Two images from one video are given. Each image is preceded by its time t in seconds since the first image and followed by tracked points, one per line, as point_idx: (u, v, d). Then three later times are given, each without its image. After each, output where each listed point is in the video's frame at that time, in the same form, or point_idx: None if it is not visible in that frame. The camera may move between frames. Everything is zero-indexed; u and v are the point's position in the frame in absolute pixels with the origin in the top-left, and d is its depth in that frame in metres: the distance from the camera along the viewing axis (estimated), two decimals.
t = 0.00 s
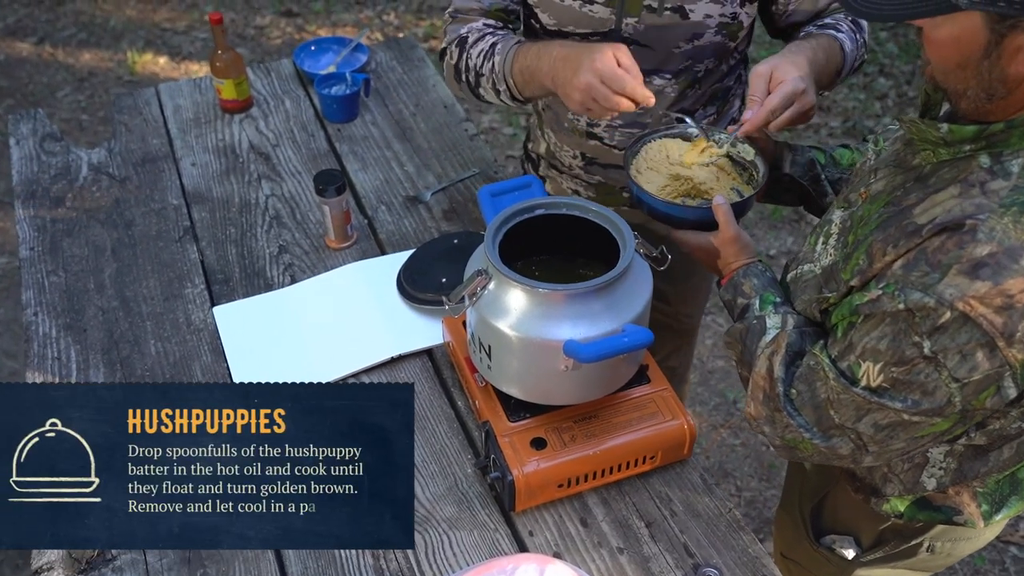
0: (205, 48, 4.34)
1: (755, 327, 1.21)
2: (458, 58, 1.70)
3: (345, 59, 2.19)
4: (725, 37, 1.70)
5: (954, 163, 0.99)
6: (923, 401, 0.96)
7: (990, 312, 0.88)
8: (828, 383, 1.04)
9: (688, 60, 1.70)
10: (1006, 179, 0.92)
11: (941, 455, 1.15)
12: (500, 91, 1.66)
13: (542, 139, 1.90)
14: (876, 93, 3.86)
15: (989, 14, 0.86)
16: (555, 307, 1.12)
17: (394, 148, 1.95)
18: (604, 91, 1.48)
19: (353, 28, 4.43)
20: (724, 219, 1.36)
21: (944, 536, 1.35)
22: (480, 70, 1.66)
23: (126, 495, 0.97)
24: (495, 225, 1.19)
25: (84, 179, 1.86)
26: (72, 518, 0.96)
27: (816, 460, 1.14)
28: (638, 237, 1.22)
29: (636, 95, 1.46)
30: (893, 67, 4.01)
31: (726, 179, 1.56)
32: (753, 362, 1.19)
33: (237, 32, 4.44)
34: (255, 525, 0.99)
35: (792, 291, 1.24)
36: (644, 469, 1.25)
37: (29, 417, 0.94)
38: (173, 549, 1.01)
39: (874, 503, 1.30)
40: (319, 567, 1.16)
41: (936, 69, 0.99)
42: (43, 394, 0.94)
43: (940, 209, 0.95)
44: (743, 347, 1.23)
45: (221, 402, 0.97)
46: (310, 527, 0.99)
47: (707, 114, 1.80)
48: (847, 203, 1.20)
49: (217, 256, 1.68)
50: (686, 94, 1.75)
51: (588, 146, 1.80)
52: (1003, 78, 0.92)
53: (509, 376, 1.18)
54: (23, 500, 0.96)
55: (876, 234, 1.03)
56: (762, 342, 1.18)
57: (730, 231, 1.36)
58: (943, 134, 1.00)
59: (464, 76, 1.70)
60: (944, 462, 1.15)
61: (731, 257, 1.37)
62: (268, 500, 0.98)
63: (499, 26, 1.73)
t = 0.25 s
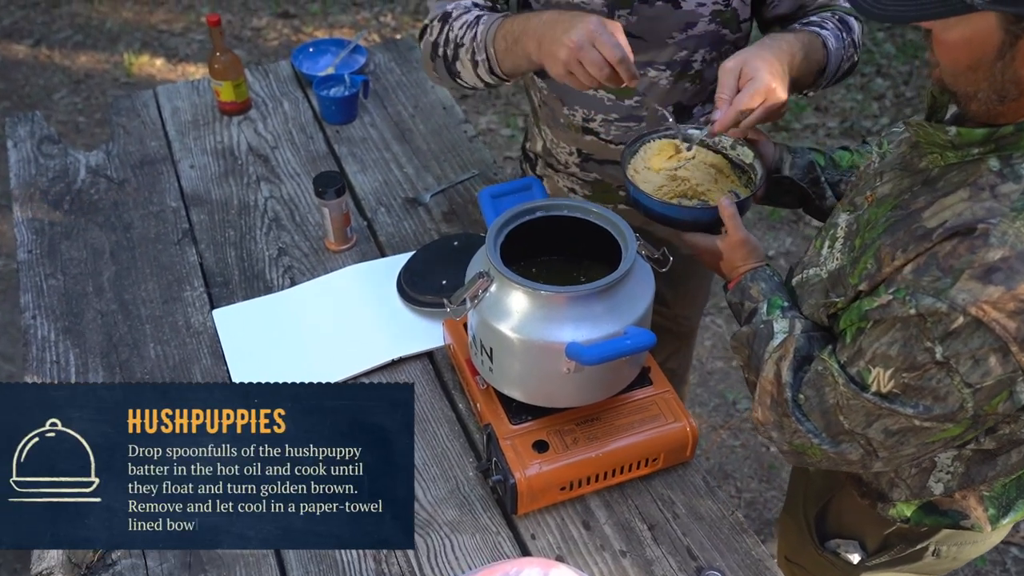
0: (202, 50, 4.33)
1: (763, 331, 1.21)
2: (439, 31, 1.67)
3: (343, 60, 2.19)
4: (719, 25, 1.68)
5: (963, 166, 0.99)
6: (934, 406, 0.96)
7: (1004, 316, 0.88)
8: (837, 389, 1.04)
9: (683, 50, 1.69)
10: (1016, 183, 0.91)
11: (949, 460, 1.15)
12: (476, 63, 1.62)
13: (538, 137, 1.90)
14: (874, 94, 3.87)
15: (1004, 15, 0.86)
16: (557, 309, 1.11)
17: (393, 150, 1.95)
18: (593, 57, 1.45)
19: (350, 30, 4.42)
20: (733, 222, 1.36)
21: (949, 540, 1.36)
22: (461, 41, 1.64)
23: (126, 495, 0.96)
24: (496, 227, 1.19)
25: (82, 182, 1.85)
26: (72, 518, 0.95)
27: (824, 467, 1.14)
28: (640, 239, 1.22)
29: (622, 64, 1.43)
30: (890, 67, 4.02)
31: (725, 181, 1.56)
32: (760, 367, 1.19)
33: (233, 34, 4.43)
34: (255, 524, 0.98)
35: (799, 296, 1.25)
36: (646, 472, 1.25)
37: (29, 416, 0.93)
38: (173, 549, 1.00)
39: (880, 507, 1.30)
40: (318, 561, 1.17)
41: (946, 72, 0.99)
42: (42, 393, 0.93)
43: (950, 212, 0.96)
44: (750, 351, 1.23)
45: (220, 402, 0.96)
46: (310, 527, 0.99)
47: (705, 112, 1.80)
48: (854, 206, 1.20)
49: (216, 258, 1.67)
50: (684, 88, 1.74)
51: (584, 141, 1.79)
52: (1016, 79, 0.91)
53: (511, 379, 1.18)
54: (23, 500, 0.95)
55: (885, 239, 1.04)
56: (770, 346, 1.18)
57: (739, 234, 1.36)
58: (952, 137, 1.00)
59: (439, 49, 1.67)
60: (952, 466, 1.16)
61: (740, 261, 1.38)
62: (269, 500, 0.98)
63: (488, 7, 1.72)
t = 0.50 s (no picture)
0: (199, 52, 4.32)
1: (769, 346, 1.20)
2: (414, 15, 1.69)
3: (342, 62, 2.19)
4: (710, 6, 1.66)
5: (972, 171, 1.00)
6: (954, 417, 0.95)
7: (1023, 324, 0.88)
8: (853, 402, 1.03)
9: (675, 35, 1.67)
10: None
11: (961, 467, 1.14)
12: (444, 53, 1.61)
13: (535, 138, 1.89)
14: (872, 94, 3.87)
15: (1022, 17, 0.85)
16: (560, 312, 1.11)
17: (393, 152, 1.94)
18: (554, 60, 1.41)
19: (347, 31, 4.42)
20: (735, 234, 1.36)
21: (957, 545, 1.35)
22: (432, 28, 1.64)
23: (126, 495, 0.95)
24: (498, 230, 1.19)
25: (81, 185, 1.85)
26: (72, 518, 0.95)
27: (841, 480, 1.12)
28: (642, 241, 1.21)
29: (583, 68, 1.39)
30: (888, 67, 4.02)
31: (728, 193, 1.58)
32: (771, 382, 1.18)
33: (230, 35, 4.43)
34: (255, 524, 0.98)
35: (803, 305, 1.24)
36: (649, 475, 1.24)
37: (28, 416, 0.93)
38: (173, 549, 1.00)
39: (891, 515, 1.29)
40: (317, 561, 1.16)
41: (953, 78, 0.99)
42: (42, 393, 0.92)
43: (962, 219, 0.95)
44: (758, 367, 1.22)
45: (220, 401, 0.95)
46: (310, 527, 0.98)
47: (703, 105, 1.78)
48: (860, 213, 1.19)
49: (215, 261, 1.66)
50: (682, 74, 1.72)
51: (583, 137, 1.78)
52: None
53: (514, 382, 1.17)
54: (23, 500, 0.94)
55: (895, 246, 1.03)
56: (778, 361, 1.18)
57: (742, 246, 1.36)
58: (960, 143, 1.00)
59: (411, 36, 1.68)
60: (964, 472, 1.14)
61: (743, 275, 1.35)
62: (269, 500, 0.97)
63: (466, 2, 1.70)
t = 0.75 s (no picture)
0: (196, 53, 4.31)
1: (777, 351, 1.20)
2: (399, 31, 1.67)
3: (341, 64, 2.18)
4: None
5: (980, 174, 0.99)
6: (968, 423, 0.95)
7: None
8: (864, 408, 1.03)
9: (664, 29, 1.66)
10: None
11: (971, 471, 1.14)
12: (423, 74, 1.61)
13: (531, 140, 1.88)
14: (870, 94, 3.87)
15: None
16: (562, 313, 1.10)
17: (392, 152, 1.94)
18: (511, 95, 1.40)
19: (345, 32, 4.41)
20: (740, 236, 1.36)
21: (964, 548, 1.35)
22: (412, 47, 1.62)
23: (126, 496, 0.95)
24: (500, 230, 1.18)
25: (79, 187, 1.84)
26: (72, 518, 0.95)
27: (851, 485, 1.12)
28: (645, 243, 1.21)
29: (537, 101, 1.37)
30: (886, 67, 4.01)
31: (730, 196, 1.56)
32: (779, 388, 1.18)
33: (228, 37, 4.42)
34: (255, 524, 0.97)
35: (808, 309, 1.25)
36: (652, 476, 1.24)
37: (28, 416, 0.92)
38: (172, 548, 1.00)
39: (899, 520, 1.28)
40: (318, 562, 1.16)
41: (963, 84, 0.97)
42: (42, 394, 0.91)
43: (973, 222, 0.95)
44: (766, 371, 1.22)
45: (220, 401, 0.94)
46: (310, 526, 0.98)
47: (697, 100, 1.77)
48: (866, 217, 1.20)
49: (214, 262, 1.66)
50: (673, 68, 1.71)
51: (578, 135, 1.77)
52: None
53: (515, 384, 1.17)
54: (23, 500, 0.94)
55: (904, 250, 1.03)
56: (787, 366, 1.17)
57: (746, 248, 1.36)
58: (968, 145, 1.00)
59: (398, 52, 1.66)
60: (973, 477, 1.14)
61: (749, 278, 1.36)
62: (269, 500, 0.97)
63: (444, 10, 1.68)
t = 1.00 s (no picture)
0: (192, 54, 4.30)
1: (782, 353, 1.19)
2: (391, 46, 1.66)
3: (339, 64, 2.17)
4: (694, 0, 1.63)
5: (985, 175, 0.99)
6: (975, 426, 0.96)
7: None
8: (869, 411, 1.03)
9: (656, 30, 1.64)
10: None
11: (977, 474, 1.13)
12: (414, 95, 1.61)
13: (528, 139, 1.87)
14: (867, 95, 3.87)
15: None
16: (562, 314, 1.10)
17: (390, 153, 1.93)
18: (498, 141, 1.38)
19: (342, 33, 4.41)
20: (745, 239, 1.34)
21: (969, 550, 1.35)
22: (404, 66, 1.61)
23: (126, 496, 0.94)
24: (499, 230, 1.18)
25: (76, 188, 1.83)
26: (71, 518, 0.94)
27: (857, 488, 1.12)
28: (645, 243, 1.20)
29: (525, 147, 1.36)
30: (883, 68, 4.02)
31: (736, 201, 1.53)
32: (783, 391, 1.17)
33: (224, 38, 4.41)
34: (255, 524, 0.97)
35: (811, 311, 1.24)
36: (652, 478, 1.24)
37: (28, 416, 0.91)
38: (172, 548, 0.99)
39: (904, 524, 1.27)
40: (317, 565, 1.15)
41: (970, 90, 0.96)
42: (41, 393, 0.90)
43: (978, 225, 0.94)
44: (770, 374, 1.21)
45: (220, 401, 0.93)
46: (310, 526, 0.98)
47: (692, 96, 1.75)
48: (869, 218, 1.20)
49: (212, 264, 1.65)
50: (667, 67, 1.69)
51: (574, 137, 1.77)
52: None
53: (515, 385, 1.16)
54: (23, 500, 0.93)
55: (908, 252, 1.02)
56: (791, 369, 1.17)
57: (752, 250, 1.35)
58: (973, 147, 0.99)
59: (391, 65, 1.66)
60: (978, 479, 1.14)
61: (754, 280, 1.36)
62: (269, 500, 0.96)
63: (434, 21, 1.66)
